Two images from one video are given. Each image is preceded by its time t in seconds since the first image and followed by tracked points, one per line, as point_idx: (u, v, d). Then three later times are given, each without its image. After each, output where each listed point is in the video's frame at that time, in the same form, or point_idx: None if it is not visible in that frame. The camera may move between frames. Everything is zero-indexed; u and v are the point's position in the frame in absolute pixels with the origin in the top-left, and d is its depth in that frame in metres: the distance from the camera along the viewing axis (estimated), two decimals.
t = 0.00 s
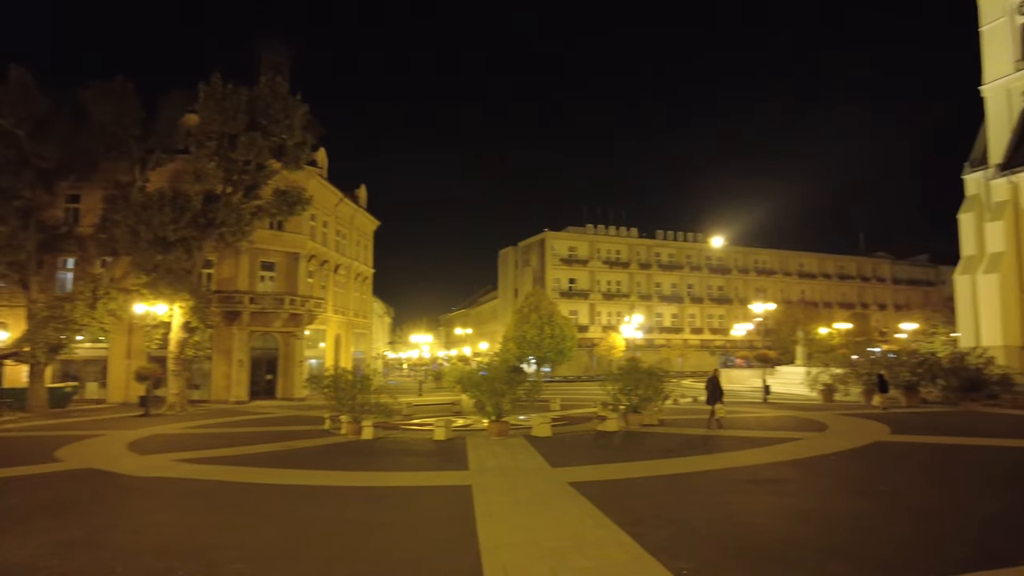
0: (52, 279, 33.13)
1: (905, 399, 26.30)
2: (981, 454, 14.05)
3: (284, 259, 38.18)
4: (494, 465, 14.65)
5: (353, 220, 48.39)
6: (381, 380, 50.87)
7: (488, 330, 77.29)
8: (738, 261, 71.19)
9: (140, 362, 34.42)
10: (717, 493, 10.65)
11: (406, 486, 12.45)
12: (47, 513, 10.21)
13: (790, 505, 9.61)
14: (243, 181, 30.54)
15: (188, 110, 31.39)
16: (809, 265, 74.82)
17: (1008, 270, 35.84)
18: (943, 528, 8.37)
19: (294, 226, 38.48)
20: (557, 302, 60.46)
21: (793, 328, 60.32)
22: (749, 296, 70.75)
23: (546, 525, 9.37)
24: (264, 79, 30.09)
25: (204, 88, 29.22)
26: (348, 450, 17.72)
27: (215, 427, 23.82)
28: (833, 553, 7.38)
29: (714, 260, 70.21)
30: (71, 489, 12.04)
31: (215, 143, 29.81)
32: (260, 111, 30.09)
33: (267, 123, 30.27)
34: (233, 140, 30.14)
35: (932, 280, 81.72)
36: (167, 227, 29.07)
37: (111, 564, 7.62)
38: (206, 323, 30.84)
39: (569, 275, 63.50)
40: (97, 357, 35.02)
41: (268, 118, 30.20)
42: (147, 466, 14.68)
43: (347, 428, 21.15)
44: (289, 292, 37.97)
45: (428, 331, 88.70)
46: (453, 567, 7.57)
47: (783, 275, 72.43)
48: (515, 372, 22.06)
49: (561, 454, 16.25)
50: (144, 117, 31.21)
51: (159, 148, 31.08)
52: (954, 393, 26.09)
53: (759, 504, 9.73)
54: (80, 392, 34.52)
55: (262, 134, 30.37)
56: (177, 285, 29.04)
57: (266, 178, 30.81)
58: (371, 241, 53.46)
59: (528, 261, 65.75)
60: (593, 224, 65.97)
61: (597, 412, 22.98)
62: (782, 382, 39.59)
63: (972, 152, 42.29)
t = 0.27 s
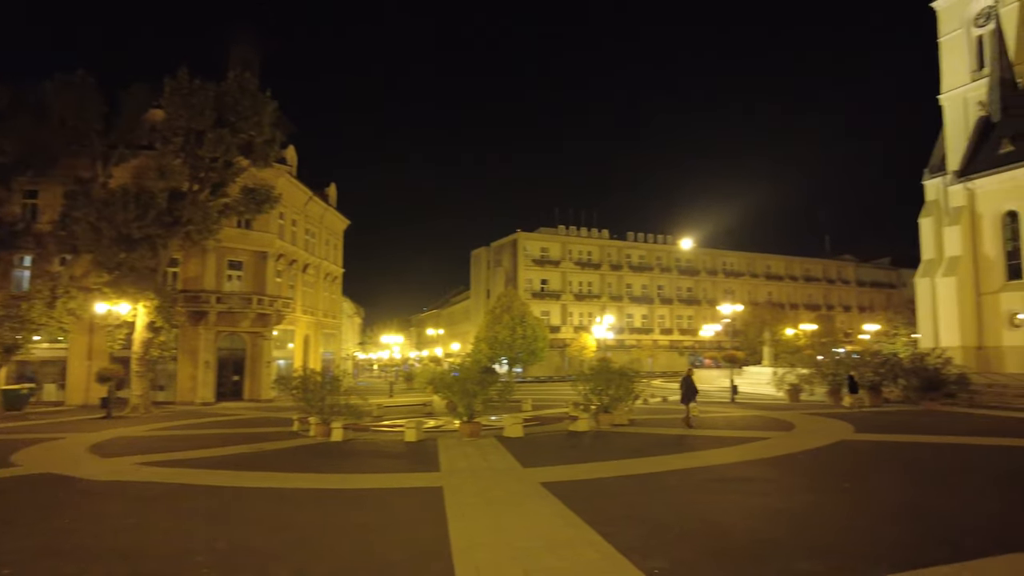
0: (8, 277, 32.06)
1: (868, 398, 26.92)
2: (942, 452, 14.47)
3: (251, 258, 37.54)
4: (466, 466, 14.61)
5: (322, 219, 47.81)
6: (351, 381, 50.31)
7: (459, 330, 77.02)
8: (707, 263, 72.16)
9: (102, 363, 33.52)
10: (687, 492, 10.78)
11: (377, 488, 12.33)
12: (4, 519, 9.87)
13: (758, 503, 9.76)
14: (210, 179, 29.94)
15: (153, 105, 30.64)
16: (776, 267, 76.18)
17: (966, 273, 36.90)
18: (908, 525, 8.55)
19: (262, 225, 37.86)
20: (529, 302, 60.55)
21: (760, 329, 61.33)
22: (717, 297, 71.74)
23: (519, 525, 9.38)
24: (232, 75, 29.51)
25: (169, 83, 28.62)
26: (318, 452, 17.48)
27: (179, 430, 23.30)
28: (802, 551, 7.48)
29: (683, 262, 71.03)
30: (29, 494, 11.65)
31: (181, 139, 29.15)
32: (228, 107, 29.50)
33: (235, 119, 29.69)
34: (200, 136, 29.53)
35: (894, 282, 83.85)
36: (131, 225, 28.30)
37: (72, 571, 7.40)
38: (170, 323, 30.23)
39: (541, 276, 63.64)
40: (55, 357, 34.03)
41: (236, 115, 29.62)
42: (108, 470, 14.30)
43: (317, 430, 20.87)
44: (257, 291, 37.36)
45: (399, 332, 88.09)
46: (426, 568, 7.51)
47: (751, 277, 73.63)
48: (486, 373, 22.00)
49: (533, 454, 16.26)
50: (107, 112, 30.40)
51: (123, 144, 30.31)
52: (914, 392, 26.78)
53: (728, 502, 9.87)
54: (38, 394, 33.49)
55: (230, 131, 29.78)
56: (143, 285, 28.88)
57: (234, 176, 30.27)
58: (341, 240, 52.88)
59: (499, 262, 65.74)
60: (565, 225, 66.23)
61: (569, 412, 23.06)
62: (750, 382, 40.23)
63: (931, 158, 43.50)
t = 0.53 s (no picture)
0: None
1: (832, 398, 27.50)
2: (901, 449, 14.85)
3: (218, 256, 36.83)
4: (435, 467, 14.54)
5: (290, 218, 47.15)
6: (320, 382, 49.68)
7: (431, 330, 76.68)
8: (676, 264, 73.01)
9: (61, 364, 32.52)
10: (655, 491, 10.89)
11: (345, 490, 12.21)
12: None
13: (724, 502, 9.91)
14: (176, 175, 29.51)
15: (116, 99, 29.77)
16: (744, 269, 77.41)
17: (925, 276, 37.89)
18: (869, 521, 8.76)
19: (229, 223, 37.18)
20: (500, 302, 60.56)
21: (727, 330, 62.27)
22: (686, 298, 72.62)
23: (488, 526, 9.37)
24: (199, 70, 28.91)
25: (131, 77, 28.03)
26: (285, 455, 17.22)
27: (141, 432, 22.75)
28: (767, 549, 7.57)
29: (652, 263, 71.75)
30: None
31: (146, 135, 28.51)
32: (195, 103, 28.88)
33: (202, 116, 29.08)
34: (164, 132, 28.94)
35: (858, 284, 85.85)
36: (93, 222, 27.14)
37: None
38: (133, 321, 29.80)
39: (512, 276, 63.67)
40: (11, 357, 32.99)
41: (203, 111, 29.03)
42: (66, 474, 13.89)
43: (284, 431, 20.55)
44: (223, 291, 36.67)
45: (370, 332, 87.32)
46: (394, 570, 7.46)
47: (719, 278, 74.70)
48: (457, 373, 21.92)
49: (504, 455, 16.25)
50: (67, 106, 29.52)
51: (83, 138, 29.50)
52: (876, 392, 27.41)
53: (695, 501, 10.00)
54: None
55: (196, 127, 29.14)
56: (104, 283, 27.97)
57: (200, 173, 29.83)
58: (310, 239, 52.20)
59: (471, 262, 65.62)
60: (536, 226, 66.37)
61: (539, 412, 23.10)
62: (717, 382, 40.80)
63: (893, 163, 44.64)
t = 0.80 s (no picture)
0: None
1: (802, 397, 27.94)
2: (869, 447, 15.14)
3: (188, 255, 36.19)
4: (409, 468, 14.41)
5: (262, 216, 46.46)
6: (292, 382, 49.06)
7: (406, 330, 76.21)
8: (651, 265, 73.59)
9: (23, 365, 31.66)
10: (629, 490, 10.91)
11: (317, 492, 12.04)
12: None
13: (696, 500, 9.98)
14: (145, 172, 28.76)
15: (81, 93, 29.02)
16: (717, 270, 78.34)
17: (893, 277, 38.65)
18: (838, 517, 8.88)
19: (200, 221, 36.54)
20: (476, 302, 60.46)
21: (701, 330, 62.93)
22: (660, 298, 73.23)
23: (461, 527, 9.31)
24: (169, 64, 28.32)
25: (98, 71, 27.22)
26: (255, 457, 16.93)
27: (108, 434, 22.20)
28: (737, 547, 7.61)
29: (627, 264, 72.22)
30: None
31: (113, 130, 27.70)
32: (165, 98, 28.30)
33: (172, 111, 28.50)
34: (132, 127, 28.21)
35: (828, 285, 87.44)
36: (56, 219, 26.68)
37: None
38: (100, 322, 29.06)
39: (488, 276, 63.58)
40: None
41: (172, 106, 28.44)
42: (27, 478, 13.48)
43: (255, 433, 20.23)
44: (193, 290, 36.06)
45: (344, 333, 86.47)
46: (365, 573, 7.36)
47: (693, 279, 75.51)
48: (431, 374, 21.77)
49: (478, 455, 16.17)
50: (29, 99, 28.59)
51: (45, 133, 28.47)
52: (846, 390, 27.90)
53: (668, 499, 10.05)
54: None
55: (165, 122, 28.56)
56: (68, 280, 27.37)
57: (169, 170, 29.18)
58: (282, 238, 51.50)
59: (447, 262, 65.41)
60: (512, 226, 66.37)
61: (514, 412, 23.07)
62: (691, 382, 41.19)
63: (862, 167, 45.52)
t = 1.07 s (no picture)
0: None
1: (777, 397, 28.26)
2: (840, 446, 15.37)
3: (162, 254, 35.62)
4: (385, 470, 14.29)
5: (237, 215, 45.79)
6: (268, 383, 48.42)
7: (384, 331, 75.71)
8: (629, 266, 73.99)
9: None
10: (605, 490, 10.93)
11: (291, 495, 11.89)
12: None
13: (672, 499, 10.04)
14: (115, 170, 28.14)
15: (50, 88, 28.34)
16: (694, 271, 79.01)
17: (866, 279, 39.26)
18: (809, 516, 8.99)
19: (173, 220, 35.94)
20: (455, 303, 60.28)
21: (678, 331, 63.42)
22: (638, 299, 73.65)
23: (436, 529, 9.26)
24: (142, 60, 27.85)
25: (68, 66, 26.58)
26: (228, 460, 16.65)
27: (76, 438, 21.66)
28: (711, 546, 7.66)
29: (606, 265, 72.52)
30: None
31: (84, 127, 26.97)
32: (137, 95, 27.76)
33: (144, 108, 27.99)
34: (103, 124, 27.56)
35: (802, 286, 88.66)
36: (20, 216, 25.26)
37: None
38: (68, 321, 28.63)
39: (468, 277, 63.41)
40: None
41: (145, 103, 27.92)
42: None
43: (229, 435, 19.90)
44: (167, 290, 35.51)
45: (321, 333, 85.62)
46: None
47: (671, 280, 76.06)
48: (408, 374, 21.61)
49: (455, 457, 16.07)
50: None
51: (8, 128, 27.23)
52: (820, 390, 28.29)
53: (644, 499, 10.09)
54: None
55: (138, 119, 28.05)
56: (36, 281, 26.76)
57: (141, 168, 28.59)
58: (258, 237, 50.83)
59: (425, 263, 65.11)
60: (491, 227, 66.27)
61: (492, 413, 22.98)
62: (668, 382, 41.44)
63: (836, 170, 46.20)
